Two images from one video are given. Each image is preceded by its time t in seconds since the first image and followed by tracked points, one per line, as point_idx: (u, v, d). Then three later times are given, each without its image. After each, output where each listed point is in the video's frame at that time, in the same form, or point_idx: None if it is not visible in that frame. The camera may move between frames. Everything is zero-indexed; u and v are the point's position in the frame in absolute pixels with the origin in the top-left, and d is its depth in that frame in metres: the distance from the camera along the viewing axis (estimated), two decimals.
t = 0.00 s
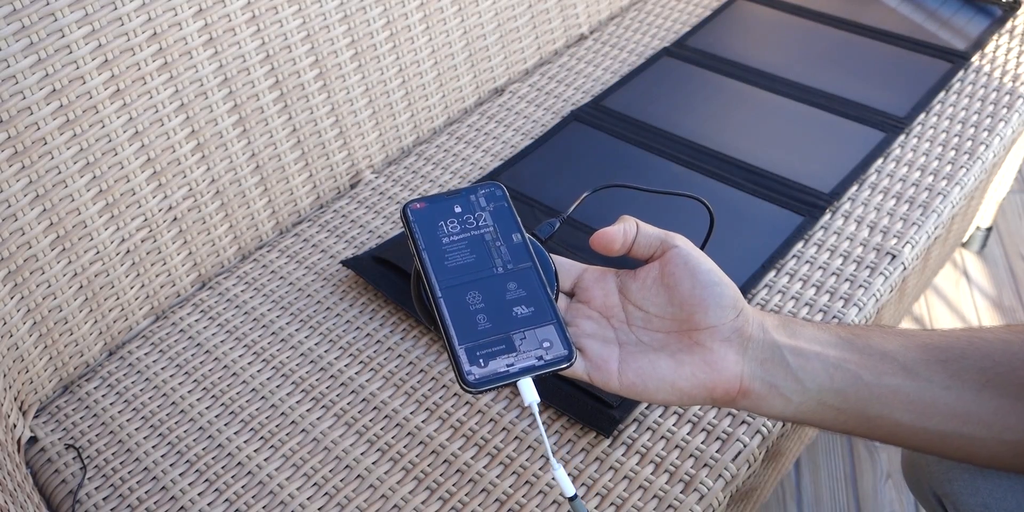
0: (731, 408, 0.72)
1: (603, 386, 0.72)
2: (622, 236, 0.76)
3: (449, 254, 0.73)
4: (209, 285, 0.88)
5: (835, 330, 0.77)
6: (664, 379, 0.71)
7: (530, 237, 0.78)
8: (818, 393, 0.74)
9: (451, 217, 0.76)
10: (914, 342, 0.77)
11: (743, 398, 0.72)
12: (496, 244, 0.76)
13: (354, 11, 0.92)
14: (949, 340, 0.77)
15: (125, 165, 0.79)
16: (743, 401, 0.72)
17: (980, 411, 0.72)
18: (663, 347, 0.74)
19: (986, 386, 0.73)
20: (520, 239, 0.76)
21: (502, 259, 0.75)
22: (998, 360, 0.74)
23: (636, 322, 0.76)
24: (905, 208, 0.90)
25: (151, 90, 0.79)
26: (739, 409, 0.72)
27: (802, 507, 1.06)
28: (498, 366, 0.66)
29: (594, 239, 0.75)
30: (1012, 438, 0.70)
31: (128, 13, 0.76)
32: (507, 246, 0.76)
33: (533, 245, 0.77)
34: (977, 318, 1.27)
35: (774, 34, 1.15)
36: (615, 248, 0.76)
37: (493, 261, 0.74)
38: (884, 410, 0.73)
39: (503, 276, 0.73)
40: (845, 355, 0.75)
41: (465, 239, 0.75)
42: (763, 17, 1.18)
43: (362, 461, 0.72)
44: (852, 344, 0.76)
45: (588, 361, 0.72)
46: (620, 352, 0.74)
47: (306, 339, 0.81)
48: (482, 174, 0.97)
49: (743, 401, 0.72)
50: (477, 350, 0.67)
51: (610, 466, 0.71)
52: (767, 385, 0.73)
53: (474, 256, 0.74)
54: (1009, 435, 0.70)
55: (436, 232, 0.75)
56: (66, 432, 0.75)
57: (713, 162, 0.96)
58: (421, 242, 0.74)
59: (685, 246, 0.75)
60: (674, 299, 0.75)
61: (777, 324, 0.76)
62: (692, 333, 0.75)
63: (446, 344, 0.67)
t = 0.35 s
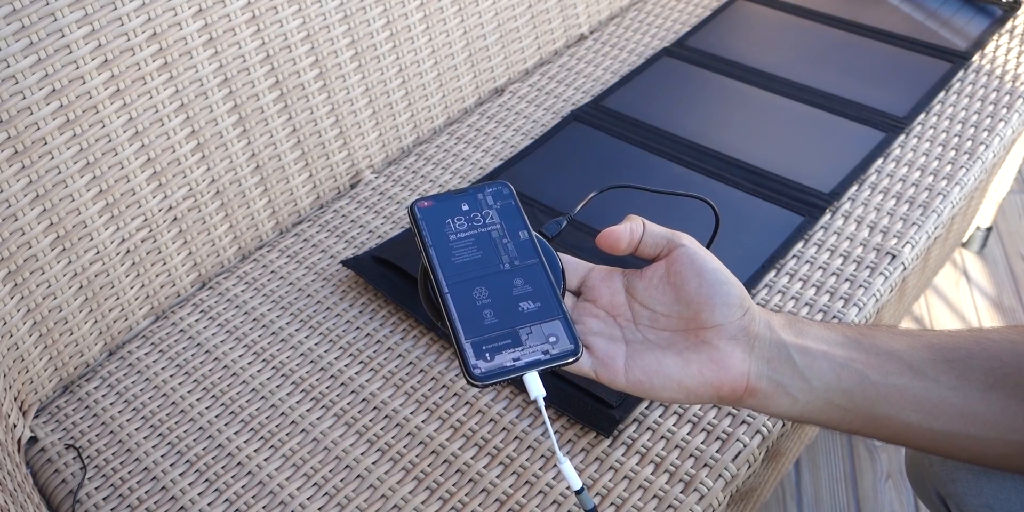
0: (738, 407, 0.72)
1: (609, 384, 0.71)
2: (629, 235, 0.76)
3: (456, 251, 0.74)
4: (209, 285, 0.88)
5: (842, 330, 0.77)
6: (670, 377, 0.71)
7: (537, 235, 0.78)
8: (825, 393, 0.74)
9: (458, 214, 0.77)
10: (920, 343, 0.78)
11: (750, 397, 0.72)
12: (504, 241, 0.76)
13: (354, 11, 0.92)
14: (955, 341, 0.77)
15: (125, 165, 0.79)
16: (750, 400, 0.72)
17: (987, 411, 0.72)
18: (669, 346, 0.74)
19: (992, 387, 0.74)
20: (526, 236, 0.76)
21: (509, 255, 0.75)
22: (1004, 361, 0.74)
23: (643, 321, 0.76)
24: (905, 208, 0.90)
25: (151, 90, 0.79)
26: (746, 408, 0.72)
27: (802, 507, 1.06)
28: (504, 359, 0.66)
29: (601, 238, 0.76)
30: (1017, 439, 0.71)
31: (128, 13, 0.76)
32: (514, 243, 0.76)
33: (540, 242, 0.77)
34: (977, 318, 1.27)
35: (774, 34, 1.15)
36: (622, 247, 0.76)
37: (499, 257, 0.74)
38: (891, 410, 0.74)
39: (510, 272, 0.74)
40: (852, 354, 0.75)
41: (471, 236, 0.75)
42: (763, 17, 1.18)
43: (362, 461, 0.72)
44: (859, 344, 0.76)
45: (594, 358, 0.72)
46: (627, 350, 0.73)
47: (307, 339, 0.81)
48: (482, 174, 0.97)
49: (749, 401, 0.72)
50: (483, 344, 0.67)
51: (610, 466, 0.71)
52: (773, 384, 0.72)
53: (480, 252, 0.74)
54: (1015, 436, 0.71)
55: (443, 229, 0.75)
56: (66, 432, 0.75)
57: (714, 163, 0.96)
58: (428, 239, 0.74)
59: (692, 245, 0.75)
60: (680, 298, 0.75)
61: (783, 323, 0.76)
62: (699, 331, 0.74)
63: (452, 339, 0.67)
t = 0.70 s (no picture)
0: (736, 408, 0.72)
1: (608, 383, 0.71)
2: (626, 237, 0.76)
3: (452, 252, 0.74)
4: (209, 285, 0.88)
5: (841, 330, 0.77)
6: (669, 377, 0.71)
7: (534, 235, 0.78)
8: (824, 394, 0.74)
9: (456, 216, 0.77)
10: (919, 344, 0.78)
11: (749, 398, 0.72)
12: (501, 242, 0.76)
13: (354, 11, 0.92)
14: (953, 342, 0.77)
15: (125, 165, 0.79)
16: (748, 401, 0.72)
17: (985, 413, 0.72)
18: (668, 347, 0.74)
19: (992, 388, 0.74)
20: (524, 236, 0.77)
21: (506, 256, 0.75)
22: (1004, 362, 0.75)
23: (641, 322, 0.76)
24: (905, 208, 0.90)
25: (151, 90, 0.79)
26: (745, 409, 0.72)
27: (802, 507, 1.06)
28: (501, 359, 0.66)
29: (598, 239, 0.76)
30: (1017, 441, 0.71)
31: (128, 13, 0.76)
32: (511, 244, 0.76)
33: (536, 243, 0.77)
34: (977, 318, 1.27)
35: (774, 34, 1.15)
36: (620, 249, 0.76)
37: (497, 258, 0.74)
38: (891, 411, 0.74)
39: (507, 273, 0.74)
40: (851, 355, 0.75)
41: (469, 237, 0.75)
42: (763, 17, 1.18)
43: (362, 461, 0.72)
44: (858, 345, 0.76)
45: (593, 358, 0.72)
46: (625, 351, 0.74)
47: (307, 339, 0.81)
48: (482, 174, 0.97)
49: (749, 401, 0.72)
50: (480, 344, 0.67)
51: (610, 466, 0.71)
52: (772, 385, 0.72)
53: (477, 253, 0.74)
54: (1015, 438, 0.71)
55: (440, 231, 0.75)
56: (66, 432, 0.75)
57: (715, 164, 0.96)
58: (425, 241, 0.74)
59: (689, 246, 0.75)
60: (678, 299, 0.75)
61: (782, 324, 0.76)
62: (697, 332, 0.75)
63: (449, 339, 0.67)
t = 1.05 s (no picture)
0: (742, 409, 0.73)
1: (611, 385, 0.71)
2: (630, 236, 0.76)
3: (455, 251, 0.74)
4: (209, 285, 0.88)
5: (846, 331, 0.78)
6: (673, 378, 0.71)
7: (536, 236, 0.78)
8: (830, 395, 0.75)
9: (457, 216, 0.77)
10: (925, 345, 0.78)
11: (755, 400, 0.73)
12: (503, 242, 0.76)
13: (354, 11, 0.92)
14: (960, 343, 0.77)
15: (125, 165, 0.79)
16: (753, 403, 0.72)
17: (992, 415, 0.72)
18: (672, 347, 0.74)
19: (998, 390, 0.73)
20: (526, 237, 0.77)
21: (509, 256, 0.75)
22: (1010, 363, 0.74)
23: (644, 323, 0.76)
24: (905, 208, 0.90)
25: (151, 90, 0.79)
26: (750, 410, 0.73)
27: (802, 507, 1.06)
28: (505, 359, 0.66)
29: (602, 238, 0.76)
30: None
31: (128, 13, 0.76)
32: (514, 244, 0.76)
33: (539, 243, 0.77)
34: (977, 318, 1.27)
35: (774, 34, 1.15)
36: (623, 249, 0.76)
37: (499, 258, 0.74)
38: (896, 413, 0.74)
39: (510, 273, 0.74)
40: (855, 356, 0.76)
41: (471, 237, 0.75)
42: (763, 17, 1.18)
43: (362, 461, 0.72)
44: (863, 346, 0.77)
45: (596, 358, 0.72)
46: (629, 351, 0.74)
47: (307, 339, 0.81)
48: (482, 174, 0.97)
49: (754, 403, 0.73)
50: (484, 344, 0.67)
51: (610, 466, 0.71)
52: (777, 387, 0.73)
53: (480, 253, 0.74)
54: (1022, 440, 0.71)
55: (442, 231, 0.75)
56: (66, 432, 0.75)
57: (715, 164, 0.96)
58: (427, 240, 0.74)
59: (694, 246, 0.76)
60: (683, 300, 0.75)
61: (787, 325, 0.76)
62: (702, 333, 0.75)
63: (452, 339, 0.67)
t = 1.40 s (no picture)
0: (747, 397, 0.74)
1: (619, 371, 0.72)
2: (638, 225, 0.75)
3: (464, 237, 0.74)
4: (209, 285, 0.88)
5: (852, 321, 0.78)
6: (680, 364, 0.72)
7: (545, 224, 0.79)
8: (836, 383, 0.76)
9: (467, 203, 0.77)
10: (929, 335, 0.78)
11: (760, 387, 0.74)
12: (512, 229, 0.76)
13: (354, 11, 0.92)
14: (963, 333, 0.78)
15: (125, 165, 0.79)
16: (759, 390, 0.74)
17: (996, 405, 0.73)
18: (679, 335, 0.75)
19: (1002, 380, 0.74)
20: (535, 224, 0.77)
21: (518, 242, 0.75)
22: (1014, 354, 0.75)
23: (652, 311, 0.77)
24: (905, 208, 0.90)
25: (151, 90, 0.79)
26: (755, 398, 0.74)
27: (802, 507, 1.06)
28: (514, 343, 0.66)
29: (610, 227, 0.75)
30: None
31: (128, 13, 0.76)
32: (523, 230, 0.76)
33: (548, 231, 0.77)
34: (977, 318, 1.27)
35: (774, 34, 1.15)
36: (631, 237, 0.75)
37: (509, 244, 0.75)
38: (902, 402, 0.74)
39: (519, 258, 0.74)
40: (862, 346, 0.76)
41: (481, 223, 0.75)
42: (763, 17, 1.18)
43: (362, 461, 0.72)
44: (869, 335, 0.77)
45: (604, 344, 0.72)
46: (637, 337, 0.74)
47: (307, 339, 0.81)
48: (482, 174, 0.97)
49: (759, 390, 0.74)
50: (493, 327, 0.67)
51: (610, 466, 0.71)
52: (783, 374, 0.75)
53: (490, 239, 0.74)
54: None
55: (452, 217, 0.75)
56: (66, 432, 0.75)
57: (714, 164, 0.96)
58: (437, 226, 0.74)
59: (701, 235, 0.76)
60: (690, 288, 0.76)
61: (793, 314, 0.77)
62: (709, 321, 0.76)
63: (462, 322, 0.67)
